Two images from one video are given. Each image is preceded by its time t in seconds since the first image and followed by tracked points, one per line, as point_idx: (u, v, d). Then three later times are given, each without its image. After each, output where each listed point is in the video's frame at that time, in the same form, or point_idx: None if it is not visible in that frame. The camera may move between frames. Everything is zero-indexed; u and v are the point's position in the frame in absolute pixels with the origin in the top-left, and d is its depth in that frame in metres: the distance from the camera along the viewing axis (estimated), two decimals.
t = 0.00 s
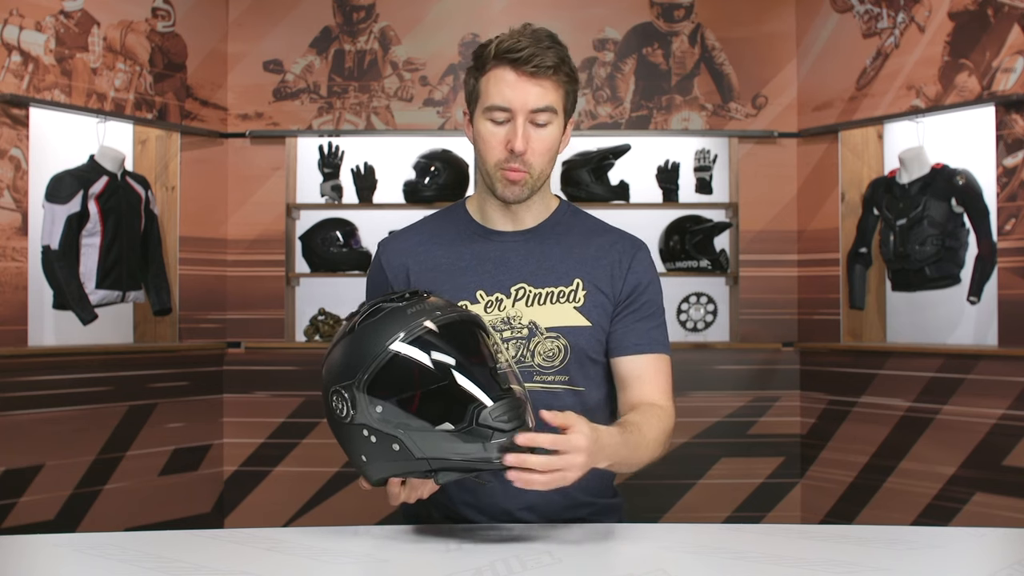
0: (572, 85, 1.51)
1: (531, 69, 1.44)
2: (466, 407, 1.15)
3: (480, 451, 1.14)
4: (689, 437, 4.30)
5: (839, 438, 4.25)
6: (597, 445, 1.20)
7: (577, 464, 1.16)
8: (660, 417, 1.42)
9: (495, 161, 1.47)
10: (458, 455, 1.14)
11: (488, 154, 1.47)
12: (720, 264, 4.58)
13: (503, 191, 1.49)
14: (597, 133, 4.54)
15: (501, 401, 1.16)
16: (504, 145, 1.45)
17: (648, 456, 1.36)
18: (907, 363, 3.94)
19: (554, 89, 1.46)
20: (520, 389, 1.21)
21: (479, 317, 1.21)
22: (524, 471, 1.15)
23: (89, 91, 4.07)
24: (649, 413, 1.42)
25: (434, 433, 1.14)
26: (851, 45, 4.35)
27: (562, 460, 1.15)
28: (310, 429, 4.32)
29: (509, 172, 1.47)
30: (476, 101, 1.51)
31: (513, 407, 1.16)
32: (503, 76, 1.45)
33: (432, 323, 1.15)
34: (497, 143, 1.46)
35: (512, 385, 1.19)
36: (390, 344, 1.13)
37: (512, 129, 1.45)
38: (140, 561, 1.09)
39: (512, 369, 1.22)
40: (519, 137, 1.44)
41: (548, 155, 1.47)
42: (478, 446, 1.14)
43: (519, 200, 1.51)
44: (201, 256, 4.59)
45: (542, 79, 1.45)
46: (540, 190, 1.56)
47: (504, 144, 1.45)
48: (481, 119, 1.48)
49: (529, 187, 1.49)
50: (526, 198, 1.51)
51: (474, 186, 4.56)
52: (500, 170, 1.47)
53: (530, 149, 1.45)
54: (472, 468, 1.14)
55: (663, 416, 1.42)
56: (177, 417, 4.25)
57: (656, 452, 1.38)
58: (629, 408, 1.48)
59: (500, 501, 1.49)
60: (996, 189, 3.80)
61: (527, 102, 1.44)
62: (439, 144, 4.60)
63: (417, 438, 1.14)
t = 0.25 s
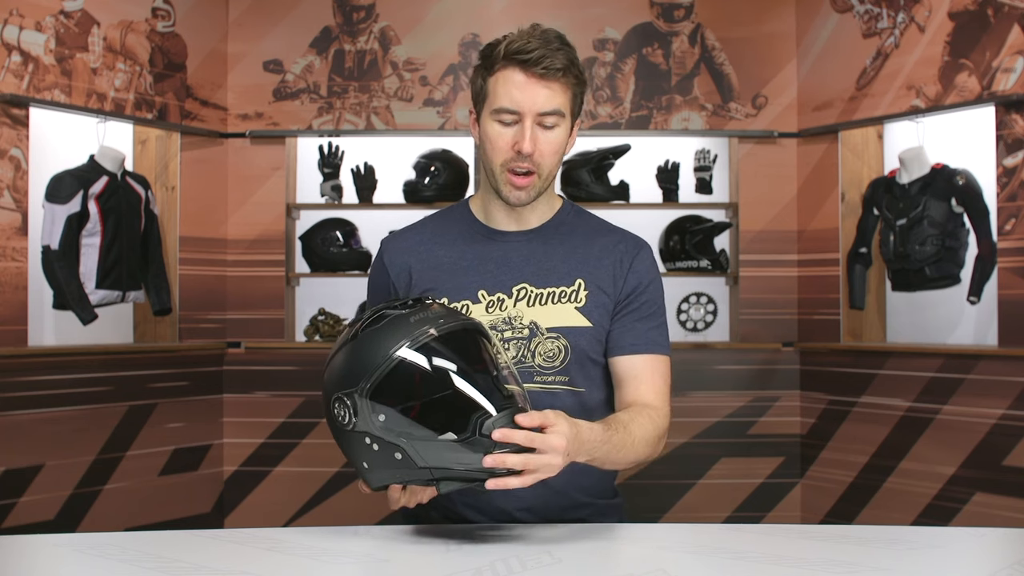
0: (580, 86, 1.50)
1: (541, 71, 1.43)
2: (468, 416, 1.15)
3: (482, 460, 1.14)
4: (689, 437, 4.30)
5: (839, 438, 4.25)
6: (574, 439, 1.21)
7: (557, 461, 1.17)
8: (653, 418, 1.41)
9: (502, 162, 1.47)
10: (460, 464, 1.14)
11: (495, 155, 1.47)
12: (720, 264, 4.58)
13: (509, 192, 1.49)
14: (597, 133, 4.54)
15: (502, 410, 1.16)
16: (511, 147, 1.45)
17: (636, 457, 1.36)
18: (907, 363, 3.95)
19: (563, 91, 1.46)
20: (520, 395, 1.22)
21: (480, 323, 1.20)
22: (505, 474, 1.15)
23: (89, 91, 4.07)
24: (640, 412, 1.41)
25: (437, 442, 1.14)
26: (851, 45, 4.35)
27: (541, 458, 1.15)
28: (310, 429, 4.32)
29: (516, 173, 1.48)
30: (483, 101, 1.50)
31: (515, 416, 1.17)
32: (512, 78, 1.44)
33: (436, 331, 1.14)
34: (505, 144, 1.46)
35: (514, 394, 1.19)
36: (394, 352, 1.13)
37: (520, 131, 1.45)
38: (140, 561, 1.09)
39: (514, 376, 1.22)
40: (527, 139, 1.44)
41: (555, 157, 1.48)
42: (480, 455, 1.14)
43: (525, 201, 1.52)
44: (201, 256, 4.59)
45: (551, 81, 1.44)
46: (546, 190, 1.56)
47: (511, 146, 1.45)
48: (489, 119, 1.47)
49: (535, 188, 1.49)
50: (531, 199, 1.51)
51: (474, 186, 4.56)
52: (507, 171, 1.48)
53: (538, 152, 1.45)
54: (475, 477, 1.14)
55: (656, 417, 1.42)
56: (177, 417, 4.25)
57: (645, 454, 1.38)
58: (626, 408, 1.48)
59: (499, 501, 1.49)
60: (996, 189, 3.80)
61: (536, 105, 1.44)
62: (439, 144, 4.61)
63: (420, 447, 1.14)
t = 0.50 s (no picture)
0: (587, 88, 1.50)
1: (549, 72, 1.43)
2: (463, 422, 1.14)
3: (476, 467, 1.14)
4: (689, 437, 4.30)
5: (839, 438, 4.25)
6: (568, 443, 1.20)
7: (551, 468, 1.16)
8: (653, 421, 1.41)
9: (507, 161, 1.47)
10: (455, 472, 1.13)
11: (501, 154, 1.47)
12: (720, 264, 4.58)
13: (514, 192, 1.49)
14: (597, 134, 4.54)
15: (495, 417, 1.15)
16: (517, 147, 1.45)
17: (633, 459, 1.35)
18: (907, 363, 3.95)
19: (570, 92, 1.46)
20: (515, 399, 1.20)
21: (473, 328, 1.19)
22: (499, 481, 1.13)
23: (89, 91, 4.07)
24: (640, 414, 1.41)
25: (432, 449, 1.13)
26: (851, 45, 4.35)
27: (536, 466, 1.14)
28: (310, 429, 4.32)
29: (521, 173, 1.47)
30: (490, 101, 1.50)
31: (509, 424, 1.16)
32: (520, 78, 1.44)
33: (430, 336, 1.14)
34: (511, 144, 1.46)
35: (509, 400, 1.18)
36: (388, 358, 1.12)
37: (527, 131, 1.45)
38: (140, 561, 1.09)
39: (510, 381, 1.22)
40: (533, 140, 1.44)
41: (561, 158, 1.47)
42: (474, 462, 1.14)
43: (529, 201, 1.51)
44: (201, 256, 4.59)
45: (558, 82, 1.44)
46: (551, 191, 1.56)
47: (517, 145, 1.45)
48: (496, 119, 1.47)
49: (540, 188, 1.49)
50: (536, 199, 1.51)
51: (474, 186, 4.56)
52: (512, 170, 1.47)
53: (544, 152, 1.44)
54: (469, 484, 1.14)
55: (655, 420, 1.41)
56: (177, 417, 4.25)
57: (643, 456, 1.38)
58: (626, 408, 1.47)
59: (499, 501, 1.49)
60: (996, 189, 3.80)
61: (542, 105, 1.43)
62: (439, 143, 4.60)
63: (414, 454, 1.13)
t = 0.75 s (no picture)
0: (588, 89, 1.50)
1: (549, 73, 1.43)
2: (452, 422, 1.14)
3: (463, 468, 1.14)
4: (689, 437, 4.30)
5: (839, 438, 4.25)
6: (562, 464, 1.17)
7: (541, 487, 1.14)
8: (650, 429, 1.40)
9: (507, 162, 1.47)
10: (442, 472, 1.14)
11: (501, 155, 1.47)
12: (720, 264, 4.58)
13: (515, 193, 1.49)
14: (598, 134, 4.54)
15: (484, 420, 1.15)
16: (517, 148, 1.45)
17: (629, 468, 1.35)
18: (907, 363, 3.95)
19: (570, 93, 1.46)
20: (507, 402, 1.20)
21: (467, 327, 1.19)
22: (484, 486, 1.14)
23: (89, 91, 4.08)
24: (638, 422, 1.40)
25: (420, 448, 1.13)
26: (851, 45, 4.35)
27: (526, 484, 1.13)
28: (310, 429, 4.33)
29: (521, 175, 1.47)
30: (490, 102, 1.50)
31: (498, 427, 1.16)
32: (520, 79, 1.44)
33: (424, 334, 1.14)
34: (511, 145, 1.46)
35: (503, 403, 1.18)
36: (380, 354, 1.12)
37: (526, 132, 1.45)
38: (140, 561, 1.09)
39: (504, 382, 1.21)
40: (533, 141, 1.44)
41: (562, 160, 1.47)
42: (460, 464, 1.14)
43: (530, 202, 1.51)
44: (201, 256, 4.59)
45: (559, 83, 1.44)
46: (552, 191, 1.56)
47: (517, 146, 1.45)
48: (496, 120, 1.47)
49: (541, 189, 1.49)
50: (537, 200, 1.51)
51: (474, 186, 4.56)
52: (512, 171, 1.47)
53: (544, 154, 1.45)
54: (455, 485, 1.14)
55: (653, 429, 1.41)
56: (177, 416, 4.25)
57: (639, 464, 1.37)
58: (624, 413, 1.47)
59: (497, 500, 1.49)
60: (996, 189, 3.80)
61: (542, 107, 1.44)
62: (439, 143, 4.60)
63: (402, 452, 1.13)
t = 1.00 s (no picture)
0: (590, 90, 1.50)
1: (550, 75, 1.43)
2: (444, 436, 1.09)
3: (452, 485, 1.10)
4: (689, 437, 4.31)
5: (839, 438, 4.25)
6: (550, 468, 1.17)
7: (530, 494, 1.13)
8: (644, 434, 1.40)
9: (510, 164, 1.47)
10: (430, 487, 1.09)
11: (503, 157, 1.47)
12: (720, 264, 4.58)
13: (518, 194, 1.49)
14: (598, 134, 4.54)
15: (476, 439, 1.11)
16: (520, 150, 1.45)
17: (622, 473, 1.34)
18: (907, 363, 3.95)
19: (572, 94, 1.46)
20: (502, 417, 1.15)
21: (465, 338, 1.14)
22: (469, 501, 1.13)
23: (89, 91, 4.07)
24: (633, 427, 1.40)
25: (410, 460, 1.09)
26: (851, 45, 4.35)
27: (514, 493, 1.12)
28: (310, 429, 4.33)
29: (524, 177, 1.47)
30: (492, 103, 1.50)
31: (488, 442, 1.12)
32: (522, 81, 1.44)
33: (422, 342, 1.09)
34: (513, 147, 1.46)
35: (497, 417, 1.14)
36: (376, 361, 1.08)
37: (528, 134, 1.45)
38: (140, 561, 1.09)
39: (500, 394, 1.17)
40: (536, 143, 1.44)
41: (564, 161, 1.47)
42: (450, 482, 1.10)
43: (534, 204, 1.52)
44: (201, 256, 4.59)
45: (560, 85, 1.44)
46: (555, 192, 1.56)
47: (520, 149, 1.45)
48: (498, 122, 1.47)
49: (545, 191, 1.49)
50: (541, 201, 1.52)
51: (474, 186, 4.56)
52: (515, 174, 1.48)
53: (546, 155, 1.45)
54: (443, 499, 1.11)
55: (647, 434, 1.41)
56: (177, 416, 4.25)
57: (633, 469, 1.37)
58: (621, 416, 1.47)
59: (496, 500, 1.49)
60: (996, 189, 3.80)
61: (545, 108, 1.43)
62: (439, 143, 4.60)
63: (392, 464, 1.09)
